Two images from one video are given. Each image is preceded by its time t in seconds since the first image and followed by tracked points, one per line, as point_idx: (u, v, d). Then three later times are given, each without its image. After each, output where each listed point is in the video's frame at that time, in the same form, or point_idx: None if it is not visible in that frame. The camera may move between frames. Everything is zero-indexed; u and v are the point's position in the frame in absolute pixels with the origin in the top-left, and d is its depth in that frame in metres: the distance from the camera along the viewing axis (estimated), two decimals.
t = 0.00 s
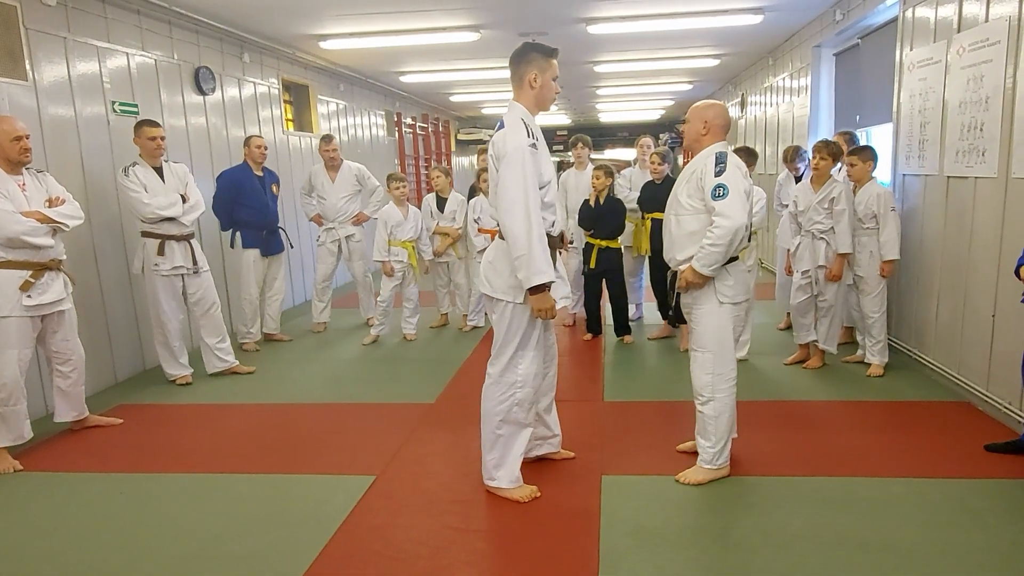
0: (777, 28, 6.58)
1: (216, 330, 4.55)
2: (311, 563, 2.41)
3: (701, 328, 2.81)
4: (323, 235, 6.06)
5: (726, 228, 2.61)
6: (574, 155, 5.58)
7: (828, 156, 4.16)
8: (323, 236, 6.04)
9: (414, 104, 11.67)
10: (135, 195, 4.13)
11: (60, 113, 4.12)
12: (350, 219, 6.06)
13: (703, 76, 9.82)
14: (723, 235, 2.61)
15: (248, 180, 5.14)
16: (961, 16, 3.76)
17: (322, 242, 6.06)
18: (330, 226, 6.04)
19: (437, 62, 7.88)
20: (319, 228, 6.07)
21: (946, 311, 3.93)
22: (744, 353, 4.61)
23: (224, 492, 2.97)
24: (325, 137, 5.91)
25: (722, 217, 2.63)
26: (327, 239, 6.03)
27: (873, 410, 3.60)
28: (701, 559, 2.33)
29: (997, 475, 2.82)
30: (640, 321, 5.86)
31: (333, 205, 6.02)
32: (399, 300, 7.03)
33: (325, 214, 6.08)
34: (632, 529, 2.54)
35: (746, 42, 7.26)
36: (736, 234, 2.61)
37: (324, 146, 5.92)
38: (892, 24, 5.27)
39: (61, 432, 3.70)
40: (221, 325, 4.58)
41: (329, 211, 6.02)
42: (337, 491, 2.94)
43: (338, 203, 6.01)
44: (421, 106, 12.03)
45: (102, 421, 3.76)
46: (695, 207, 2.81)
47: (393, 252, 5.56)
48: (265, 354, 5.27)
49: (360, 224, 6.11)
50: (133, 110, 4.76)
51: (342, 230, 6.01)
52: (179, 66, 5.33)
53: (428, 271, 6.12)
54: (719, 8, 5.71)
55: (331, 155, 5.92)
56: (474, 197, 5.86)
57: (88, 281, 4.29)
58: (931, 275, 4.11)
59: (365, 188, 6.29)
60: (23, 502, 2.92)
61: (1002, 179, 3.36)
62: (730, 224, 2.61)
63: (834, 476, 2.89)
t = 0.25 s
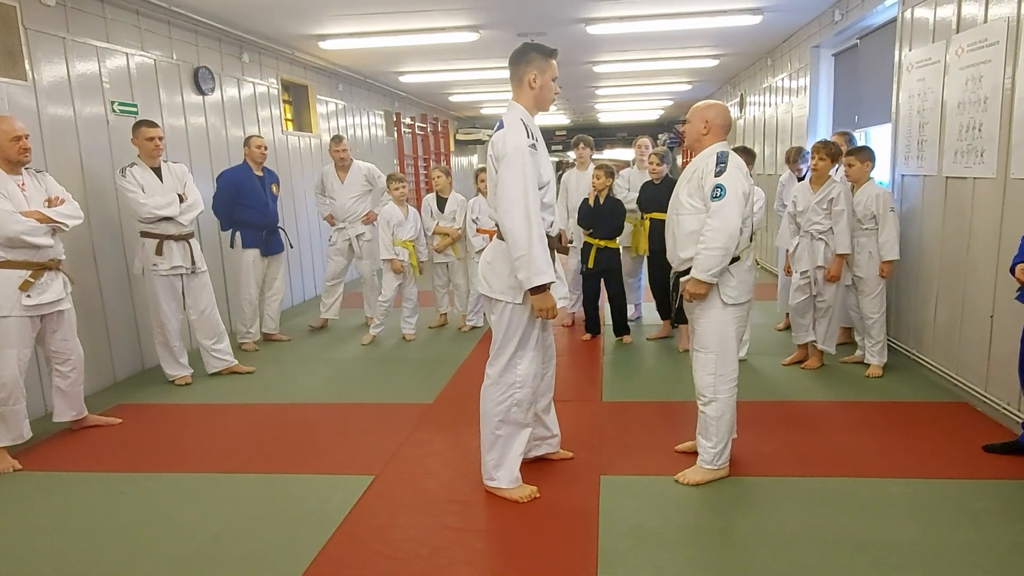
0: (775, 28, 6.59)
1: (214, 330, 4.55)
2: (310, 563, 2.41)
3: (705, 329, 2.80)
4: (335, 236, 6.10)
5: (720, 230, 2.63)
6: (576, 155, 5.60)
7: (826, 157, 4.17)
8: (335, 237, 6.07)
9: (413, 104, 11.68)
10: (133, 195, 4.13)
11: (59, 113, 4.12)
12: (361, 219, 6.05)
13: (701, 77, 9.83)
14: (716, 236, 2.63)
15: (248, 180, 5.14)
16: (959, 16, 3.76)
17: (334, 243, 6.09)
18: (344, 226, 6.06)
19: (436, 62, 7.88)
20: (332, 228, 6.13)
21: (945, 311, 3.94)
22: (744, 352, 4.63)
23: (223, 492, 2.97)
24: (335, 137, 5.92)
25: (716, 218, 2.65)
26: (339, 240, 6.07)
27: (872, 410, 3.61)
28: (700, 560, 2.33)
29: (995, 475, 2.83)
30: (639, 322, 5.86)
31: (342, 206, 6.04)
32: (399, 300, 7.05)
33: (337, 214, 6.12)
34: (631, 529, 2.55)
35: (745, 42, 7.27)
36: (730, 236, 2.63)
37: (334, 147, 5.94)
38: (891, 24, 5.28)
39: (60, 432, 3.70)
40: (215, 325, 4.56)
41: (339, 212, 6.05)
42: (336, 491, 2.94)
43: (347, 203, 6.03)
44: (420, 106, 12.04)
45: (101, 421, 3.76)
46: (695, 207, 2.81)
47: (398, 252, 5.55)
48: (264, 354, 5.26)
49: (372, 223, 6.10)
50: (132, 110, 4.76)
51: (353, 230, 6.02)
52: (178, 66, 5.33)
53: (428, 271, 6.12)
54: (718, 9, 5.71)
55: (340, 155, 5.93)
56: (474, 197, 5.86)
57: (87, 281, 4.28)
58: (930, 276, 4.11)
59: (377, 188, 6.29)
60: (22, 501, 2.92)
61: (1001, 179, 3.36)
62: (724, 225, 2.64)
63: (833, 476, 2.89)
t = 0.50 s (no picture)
0: (775, 28, 6.59)
1: (213, 330, 4.55)
2: (309, 563, 2.41)
3: (705, 329, 2.81)
4: (339, 234, 6.15)
5: (727, 235, 2.63)
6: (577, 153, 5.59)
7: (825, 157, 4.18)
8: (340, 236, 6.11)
9: (412, 104, 11.67)
10: (132, 195, 4.12)
11: (59, 112, 4.12)
12: (364, 218, 6.08)
13: (701, 77, 9.84)
14: (724, 241, 2.63)
15: (247, 179, 5.13)
16: (958, 17, 3.77)
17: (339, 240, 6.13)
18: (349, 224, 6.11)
19: (436, 61, 7.87)
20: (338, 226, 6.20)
21: (944, 312, 3.94)
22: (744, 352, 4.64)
23: (222, 492, 2.97)
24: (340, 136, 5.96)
25: (723, 223, 2.64)
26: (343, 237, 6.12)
27: (870, 411, 3.61)
28: (698, 560, 2.34)
29: (992, 475, 2.83)
30: (638, 322, 5.87)
31: (347, 204, 6.11)
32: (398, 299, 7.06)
33: (341, 212, 6.18)
34: (630, 529, 2.55)
35: (744, 43, 7.27)
36: (737, 240, 2.64)
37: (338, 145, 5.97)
38: (890, 24, 5.28)
39: (59, 431, 3.70)
40: (222, 322, 4.57)
41: (344, 210, 6.12)
42: (335, 490, 2.95)
43: (351, 202, 6.09)
44: (419, 106, 12.02)
45: (100, 421, 3.76)
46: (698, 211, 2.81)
47: (396, 251, 5.54)
48: (263, 353, 5.26)
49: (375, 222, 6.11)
50: (131, 109, 4.76)
51: (356, 228, 6.05)
52: (178, 65, 5.32)
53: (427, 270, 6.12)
54: (717, 9, 5.72)
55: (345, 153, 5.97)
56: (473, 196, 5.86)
57: (85, 280, 4.28)
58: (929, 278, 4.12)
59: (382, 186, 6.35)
60: (21, 501, 2.92)
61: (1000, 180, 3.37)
62: (730, 230, 2.63)
63: (831, 476, 2.90)
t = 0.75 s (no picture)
0: (774, 28, 6.59)
1: (212, 329, 4.55)
2: (306, 562, 2.41)
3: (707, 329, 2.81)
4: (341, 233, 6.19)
5: (727, 235, 2.63)
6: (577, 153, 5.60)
7: (825, 157, 4.18)
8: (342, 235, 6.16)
9: (411, 104, 11.66)
10: (131, 195, 4.12)
11: (58, 111, 4.12)
12: (363, 216, 6.08)
13: (700, 76, 9.84)
14: (725, 241, 2.63)
15: (247, 179, 5.13)
16: (958, 18, 3.77)
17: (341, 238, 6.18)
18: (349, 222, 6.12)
19: (435, 61, 7.86)
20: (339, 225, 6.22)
21: (942, 312, 3.95)
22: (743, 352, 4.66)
23: (221, 491, 2.97)
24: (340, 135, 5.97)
25: (723, 223, 2.64)
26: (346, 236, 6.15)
27: (868, 411, 3.61)
28: (697, 560, 2.34)
29: (991, 476, 2.84)
30: (637, 322, 5.87)
31: (347, 203, 6.12)
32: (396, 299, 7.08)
33: (341, 211, 6.19)
34: (628, 529, 2.55)
35: (744, 43, 7.27)
36: (737, 240, 2.63)
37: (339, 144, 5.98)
38: (890, 25, 5.28)
39: (57, 430, 3.69)
40: (216, 324, 4.57)
41: (344, 209, 6.13)
42: (333, 490, 2.95)
43: (351, 201, 6.10)
44: (419, 105, 12.02)
45: (99, 420, 3.76)
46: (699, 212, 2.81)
47: (391, 252, 5.55)
48: (262, 353, 5.26)
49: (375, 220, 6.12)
50: (130, 108, 4.76)
51: (355, 227, 6.04)
52: (177, 64, 5.32)
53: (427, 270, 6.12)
54: (716, 9, 5.71)
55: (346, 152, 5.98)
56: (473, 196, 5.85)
57: (84, 279, 4.28)
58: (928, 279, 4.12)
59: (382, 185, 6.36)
60: (19, 500, 2.92)
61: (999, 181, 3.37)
62: (731, 230, 2.63)
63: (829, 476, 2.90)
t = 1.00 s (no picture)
0: (773, 28, 6.59)
1: (210, 329, 4.54)
2: (304, 562, 2.40)
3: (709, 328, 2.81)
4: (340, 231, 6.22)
5: (730, 233, 2.63)
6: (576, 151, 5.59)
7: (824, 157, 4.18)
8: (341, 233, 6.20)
9: (411, 103, 11.66)
10: (130, 194, 4.11)
11: (56, 110, 4.11)
12: (362, 215, 6.09)
13: (699, 77, 9.84)
14: (728, 239, 2.62)
15: (247, 178, 5.13)
16: (957, 18, 3.77)
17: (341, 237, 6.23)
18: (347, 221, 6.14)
19: (434, 60, 7.86)
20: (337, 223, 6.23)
21: (941, 313, 3.95)
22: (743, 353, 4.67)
23: (218, 491, 2.97)
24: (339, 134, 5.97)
25: (726, 221, 2.64)
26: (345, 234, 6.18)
27: (866, 411, 3.61)
28: (695, 560, 2.34)
29: (989, 476, 2.84)
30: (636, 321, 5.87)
31: (346, 202, 6.12)
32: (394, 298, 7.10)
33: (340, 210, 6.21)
34: (626, 529, 2.55)
35: (743, 43, 7.27)
36: (740, 237, 2.63)
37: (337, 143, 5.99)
38: (889, 25, 5.28)
39: (55, 429, 3.69)
40: (212, 324, 4.56)
41: (342, 208, 6.14)
42: (331, 489, 2.94)
43: (349, 199, 6.10)
44: (418, 105, 12.02)
45: (97, 419, 3.75)
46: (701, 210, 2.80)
47: (386, 251, 5.56)
48: (261, 352, 5.26)
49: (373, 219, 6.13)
50: (129, 107, 4.75)
51: (354, 225, 6.04)
52: (175, 63, 5.31)
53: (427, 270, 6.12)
54: (716, 9, 5.71)
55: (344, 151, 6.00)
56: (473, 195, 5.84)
57: (82, 278, 4.27)
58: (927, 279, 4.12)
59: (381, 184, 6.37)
60: (17, 499, 2.92)
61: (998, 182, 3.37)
62: (733, 228, 2.63)
63: (828, 477, 2.90)
